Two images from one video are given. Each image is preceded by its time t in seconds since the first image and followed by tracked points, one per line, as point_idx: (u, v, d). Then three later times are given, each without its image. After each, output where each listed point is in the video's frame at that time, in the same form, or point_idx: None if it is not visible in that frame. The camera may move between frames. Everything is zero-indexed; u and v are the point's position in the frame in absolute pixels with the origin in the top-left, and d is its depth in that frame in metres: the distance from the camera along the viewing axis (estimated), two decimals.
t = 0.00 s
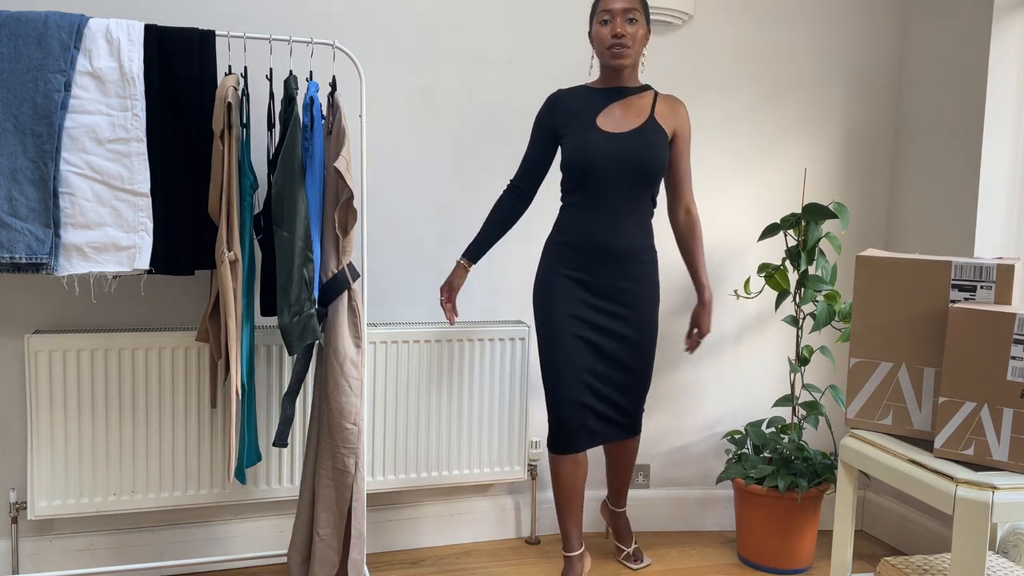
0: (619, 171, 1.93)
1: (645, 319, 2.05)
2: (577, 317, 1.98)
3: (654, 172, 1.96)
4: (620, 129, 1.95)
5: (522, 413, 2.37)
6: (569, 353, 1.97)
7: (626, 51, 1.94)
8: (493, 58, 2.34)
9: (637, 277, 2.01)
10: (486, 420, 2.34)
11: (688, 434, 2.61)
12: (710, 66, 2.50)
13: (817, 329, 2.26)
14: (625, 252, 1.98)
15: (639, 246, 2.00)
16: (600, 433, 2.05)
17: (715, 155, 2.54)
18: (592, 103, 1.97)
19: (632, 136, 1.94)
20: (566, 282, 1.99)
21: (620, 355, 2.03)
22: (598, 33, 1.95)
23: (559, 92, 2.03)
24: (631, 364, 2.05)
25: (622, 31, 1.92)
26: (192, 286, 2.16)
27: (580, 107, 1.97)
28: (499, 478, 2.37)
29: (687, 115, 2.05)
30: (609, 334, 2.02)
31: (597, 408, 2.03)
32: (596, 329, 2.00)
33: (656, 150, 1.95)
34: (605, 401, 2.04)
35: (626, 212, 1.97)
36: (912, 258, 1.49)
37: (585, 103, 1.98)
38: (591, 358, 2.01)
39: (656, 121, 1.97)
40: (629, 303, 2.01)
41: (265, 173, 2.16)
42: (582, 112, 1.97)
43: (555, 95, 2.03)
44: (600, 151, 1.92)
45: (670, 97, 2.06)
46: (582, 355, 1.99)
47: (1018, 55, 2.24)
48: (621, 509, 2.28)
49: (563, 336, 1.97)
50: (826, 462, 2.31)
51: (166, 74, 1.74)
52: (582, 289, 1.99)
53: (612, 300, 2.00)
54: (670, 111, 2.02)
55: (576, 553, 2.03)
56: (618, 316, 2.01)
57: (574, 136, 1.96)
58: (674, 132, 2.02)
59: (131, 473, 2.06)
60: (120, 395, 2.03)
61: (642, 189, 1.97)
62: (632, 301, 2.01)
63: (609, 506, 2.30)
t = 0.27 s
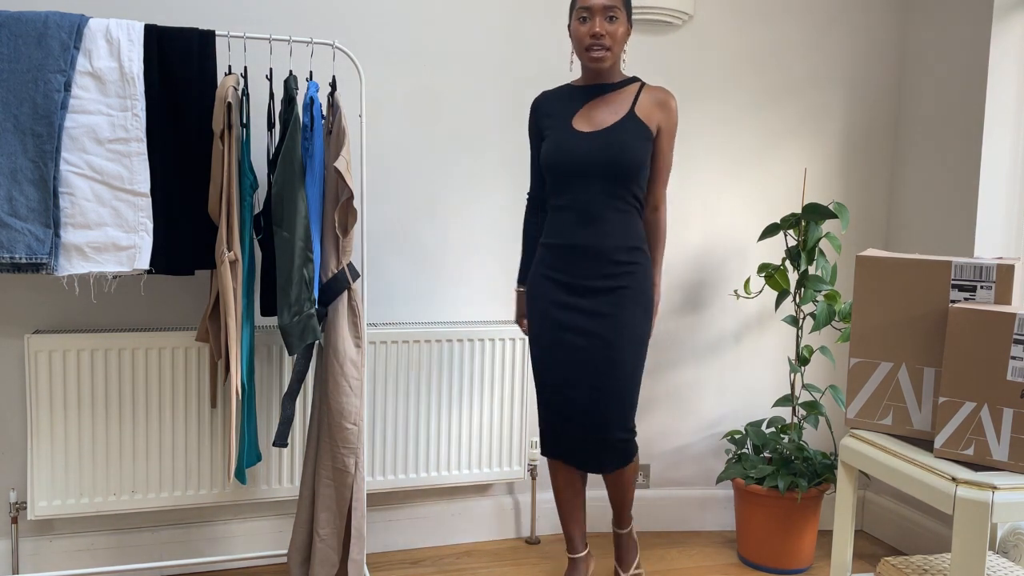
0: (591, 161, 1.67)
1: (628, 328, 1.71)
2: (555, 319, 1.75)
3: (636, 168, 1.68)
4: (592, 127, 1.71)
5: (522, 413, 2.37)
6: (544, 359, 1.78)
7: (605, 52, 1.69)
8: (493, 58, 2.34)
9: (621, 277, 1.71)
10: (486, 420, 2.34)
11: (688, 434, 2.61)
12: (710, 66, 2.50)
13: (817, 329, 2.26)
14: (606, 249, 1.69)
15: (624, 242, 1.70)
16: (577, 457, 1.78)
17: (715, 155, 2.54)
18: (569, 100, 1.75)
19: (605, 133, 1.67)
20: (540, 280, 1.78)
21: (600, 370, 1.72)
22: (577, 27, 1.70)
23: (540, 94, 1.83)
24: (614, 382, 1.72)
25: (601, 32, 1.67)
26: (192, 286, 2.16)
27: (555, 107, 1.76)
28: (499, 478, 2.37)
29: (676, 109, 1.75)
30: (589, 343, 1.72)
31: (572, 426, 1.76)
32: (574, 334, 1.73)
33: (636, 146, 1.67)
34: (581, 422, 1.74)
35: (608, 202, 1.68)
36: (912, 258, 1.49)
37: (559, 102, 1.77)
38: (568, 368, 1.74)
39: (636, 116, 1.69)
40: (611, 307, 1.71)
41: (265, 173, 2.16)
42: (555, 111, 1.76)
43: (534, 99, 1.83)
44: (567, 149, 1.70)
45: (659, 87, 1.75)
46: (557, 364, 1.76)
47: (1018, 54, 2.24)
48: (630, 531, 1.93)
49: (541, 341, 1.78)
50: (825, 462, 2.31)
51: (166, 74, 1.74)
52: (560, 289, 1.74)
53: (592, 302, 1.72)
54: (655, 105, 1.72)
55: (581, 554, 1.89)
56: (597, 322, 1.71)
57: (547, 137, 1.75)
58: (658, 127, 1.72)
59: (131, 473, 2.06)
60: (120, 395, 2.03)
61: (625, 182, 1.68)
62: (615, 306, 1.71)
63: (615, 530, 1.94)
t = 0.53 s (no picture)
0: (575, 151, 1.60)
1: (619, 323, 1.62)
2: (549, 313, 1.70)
3: (623, 159, 1.59)
4: (577, 126, 1.63)
5: (522, 413, 2.37)
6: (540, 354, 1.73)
7: (588, 57, 1.61)
8: (493, 58, 2.34)
9: (612, 270, 1.62)
10: (486, 420, 2.34)
11: (689, 434, 2.61)
12: (710, 66, 2.50)
13: (817, 329, 2.26)
14: (596, 241, 1.62)
15: (616, 235, 1.62)
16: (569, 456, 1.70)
17: (715, 155, 2.54)
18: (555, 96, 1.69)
19: (586, 128, 1.60)
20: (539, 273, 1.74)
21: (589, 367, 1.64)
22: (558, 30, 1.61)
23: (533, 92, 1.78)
24: (603, 381, 1.63)
25: (584, 37, 1.58)
26: (192, 286, 2.16)
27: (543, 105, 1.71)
28: (499, 478, 2.37)
29: (669, 97, 1.64)
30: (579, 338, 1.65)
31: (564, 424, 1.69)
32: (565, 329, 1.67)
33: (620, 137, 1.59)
34: (570, 421, 1.67)
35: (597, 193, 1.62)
36: (912, 258, 1.49)
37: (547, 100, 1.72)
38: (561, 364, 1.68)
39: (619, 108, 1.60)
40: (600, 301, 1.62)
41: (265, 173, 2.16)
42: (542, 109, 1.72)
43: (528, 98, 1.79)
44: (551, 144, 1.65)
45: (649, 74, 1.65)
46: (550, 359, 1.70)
47: (1018, 54, 2.24)
48: (609, 569, 1.71)
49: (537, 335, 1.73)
50: (825, 462, 2.31)
51: (166, 74, 1.74)
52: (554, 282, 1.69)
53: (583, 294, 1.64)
54: (643, 96, 1.62)
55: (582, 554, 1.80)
56: (587, 316, 1.64)
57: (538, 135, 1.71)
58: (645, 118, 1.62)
59: (131, 473, 2.06)
60: (120, 395, 2.03)
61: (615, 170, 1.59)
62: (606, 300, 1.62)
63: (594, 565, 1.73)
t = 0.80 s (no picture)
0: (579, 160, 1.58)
1: (631, 322, 1.62)
2: (559, 314, 1.68)
3: (628, 169, 1.57)
4: (578, 139, 1.60)
5: (522, 413, 2.37)
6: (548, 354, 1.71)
7: (581, 88, 1.54)
8: (493, 58, 2.34)
9: (623, 270, 1.62)
10: (486, 420, 2.34)
11: (688, 434, 2.61)
12: (710, 66, 2.50)
13: (817, 329, 2.26)
14: (602, 244, 1.61)
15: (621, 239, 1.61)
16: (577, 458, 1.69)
17: (715, 155, 2.54)
18: (552, 105, 1.64)
19: (588, 140, 1.57)
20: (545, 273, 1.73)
21: (602, 366, 1.63)
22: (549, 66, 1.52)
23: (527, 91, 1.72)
24: (617, 380, 1.63)
25: (573, 79, 1.51)
26: (192, 286, 2.16)
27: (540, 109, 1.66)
28: (499, 478, 2.37)
29: (671, 98, 1.58)
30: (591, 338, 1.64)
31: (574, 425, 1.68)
32: (576, 329, 1.66)
33: (622, 148, 1.57)
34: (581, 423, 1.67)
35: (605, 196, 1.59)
36: (912, 258, 1.49)
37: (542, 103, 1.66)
38: (571, 365, 1.67)
39: (620, 119, 1.57)
40: (613, 301, 1.62)
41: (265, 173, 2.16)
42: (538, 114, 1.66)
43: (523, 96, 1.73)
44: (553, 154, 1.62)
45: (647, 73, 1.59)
46: (560, 360, 1.68)
47: (1018, 55, 2.24)
48: (608, 569, 1.69)
49: (545, 335, 1.72)
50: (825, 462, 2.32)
51: (166, 74, 1.74)
52: (562, 283, 1.67)
53: (595, 295, 1.63)
54: (644, 102, 1.58)
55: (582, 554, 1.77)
56: (594, 319, 1.63)
57: (539, 141, 1.67)
58: (645, 124, 1.58)
59: (130, 472, 2.06)
60: (121, 395, 2.03)
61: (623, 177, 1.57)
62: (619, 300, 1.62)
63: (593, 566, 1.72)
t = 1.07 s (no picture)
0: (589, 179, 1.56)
1: (642, 327, 1.63)
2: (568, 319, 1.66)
3: (637, 187, 1.57)
4: (586, 163, 1.57)
5: (522, 413, 2.37)
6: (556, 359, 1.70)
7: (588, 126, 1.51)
8: (493, 58, 2.34)
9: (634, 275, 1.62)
10: (486, 420, 2.34)
11: (688, 434, 2.61)
12: (709, 66, 2.50)
13: (817, 329, 2.26)
14: (614, 254, 1.61)
15: (632, 248, 1.61)
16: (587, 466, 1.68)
17: (715, 155, 2.54)
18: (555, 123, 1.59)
19: (597, 164, 1.55)
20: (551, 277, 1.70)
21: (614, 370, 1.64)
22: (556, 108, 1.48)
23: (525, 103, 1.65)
24: (629, 383, 1.64)
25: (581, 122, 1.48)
26: (192, 285, 2.16)
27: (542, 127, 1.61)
28: (499, 478, 2.37)
29: (678, 117, 1.56)
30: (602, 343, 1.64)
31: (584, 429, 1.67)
32: (586, 335, 1.65)
33: (630, 170, 1.56)
34: (591, 431, 1.67)
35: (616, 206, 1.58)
36: (912, 258, 1.49)
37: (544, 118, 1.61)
38: (581, 370, 1.66)
39: (628, 141, 1.54)
40: (624, 306, 1.62)
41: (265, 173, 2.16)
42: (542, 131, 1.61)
43: (520, 108, 1.66)
44: (561, 173, 1.59)
45: (652, 91, 1.55)
46: (569, 365, 1.67)
47: (1018, 55, 2.24)
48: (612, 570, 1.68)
49: (553, 341, 1.70)
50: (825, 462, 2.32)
51: (166, 74, 1.74)
52: (571, 288, 1.66)
53: (605, 301, 1.63)
54: (651, 123, 1.55)
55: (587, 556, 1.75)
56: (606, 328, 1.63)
57: (544, 156, 1.62)
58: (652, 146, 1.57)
59: (130, 473, 2.06)
60: (121, 395, 2.03)
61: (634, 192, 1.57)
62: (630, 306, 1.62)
63: (598, 566, 1.71)
